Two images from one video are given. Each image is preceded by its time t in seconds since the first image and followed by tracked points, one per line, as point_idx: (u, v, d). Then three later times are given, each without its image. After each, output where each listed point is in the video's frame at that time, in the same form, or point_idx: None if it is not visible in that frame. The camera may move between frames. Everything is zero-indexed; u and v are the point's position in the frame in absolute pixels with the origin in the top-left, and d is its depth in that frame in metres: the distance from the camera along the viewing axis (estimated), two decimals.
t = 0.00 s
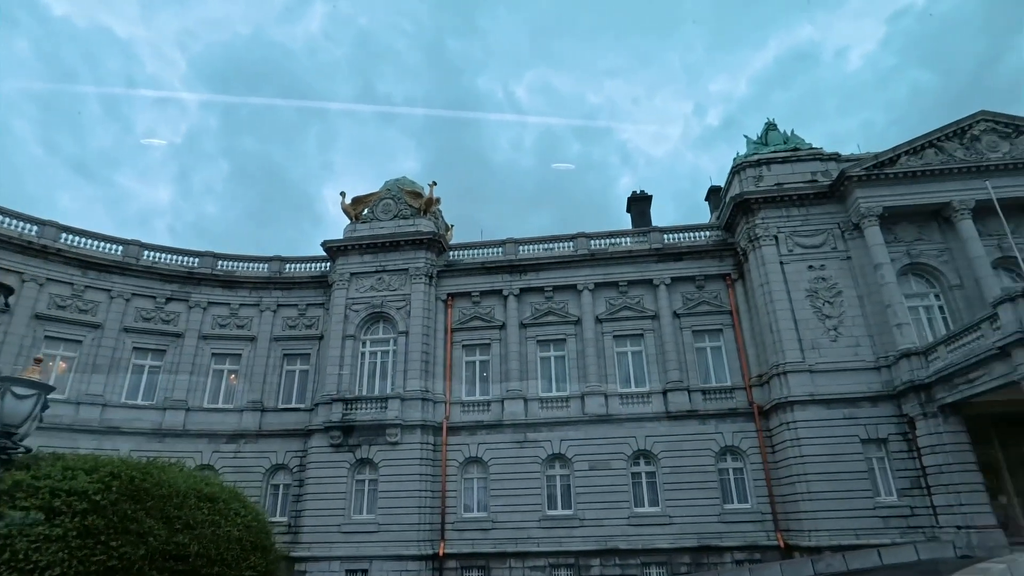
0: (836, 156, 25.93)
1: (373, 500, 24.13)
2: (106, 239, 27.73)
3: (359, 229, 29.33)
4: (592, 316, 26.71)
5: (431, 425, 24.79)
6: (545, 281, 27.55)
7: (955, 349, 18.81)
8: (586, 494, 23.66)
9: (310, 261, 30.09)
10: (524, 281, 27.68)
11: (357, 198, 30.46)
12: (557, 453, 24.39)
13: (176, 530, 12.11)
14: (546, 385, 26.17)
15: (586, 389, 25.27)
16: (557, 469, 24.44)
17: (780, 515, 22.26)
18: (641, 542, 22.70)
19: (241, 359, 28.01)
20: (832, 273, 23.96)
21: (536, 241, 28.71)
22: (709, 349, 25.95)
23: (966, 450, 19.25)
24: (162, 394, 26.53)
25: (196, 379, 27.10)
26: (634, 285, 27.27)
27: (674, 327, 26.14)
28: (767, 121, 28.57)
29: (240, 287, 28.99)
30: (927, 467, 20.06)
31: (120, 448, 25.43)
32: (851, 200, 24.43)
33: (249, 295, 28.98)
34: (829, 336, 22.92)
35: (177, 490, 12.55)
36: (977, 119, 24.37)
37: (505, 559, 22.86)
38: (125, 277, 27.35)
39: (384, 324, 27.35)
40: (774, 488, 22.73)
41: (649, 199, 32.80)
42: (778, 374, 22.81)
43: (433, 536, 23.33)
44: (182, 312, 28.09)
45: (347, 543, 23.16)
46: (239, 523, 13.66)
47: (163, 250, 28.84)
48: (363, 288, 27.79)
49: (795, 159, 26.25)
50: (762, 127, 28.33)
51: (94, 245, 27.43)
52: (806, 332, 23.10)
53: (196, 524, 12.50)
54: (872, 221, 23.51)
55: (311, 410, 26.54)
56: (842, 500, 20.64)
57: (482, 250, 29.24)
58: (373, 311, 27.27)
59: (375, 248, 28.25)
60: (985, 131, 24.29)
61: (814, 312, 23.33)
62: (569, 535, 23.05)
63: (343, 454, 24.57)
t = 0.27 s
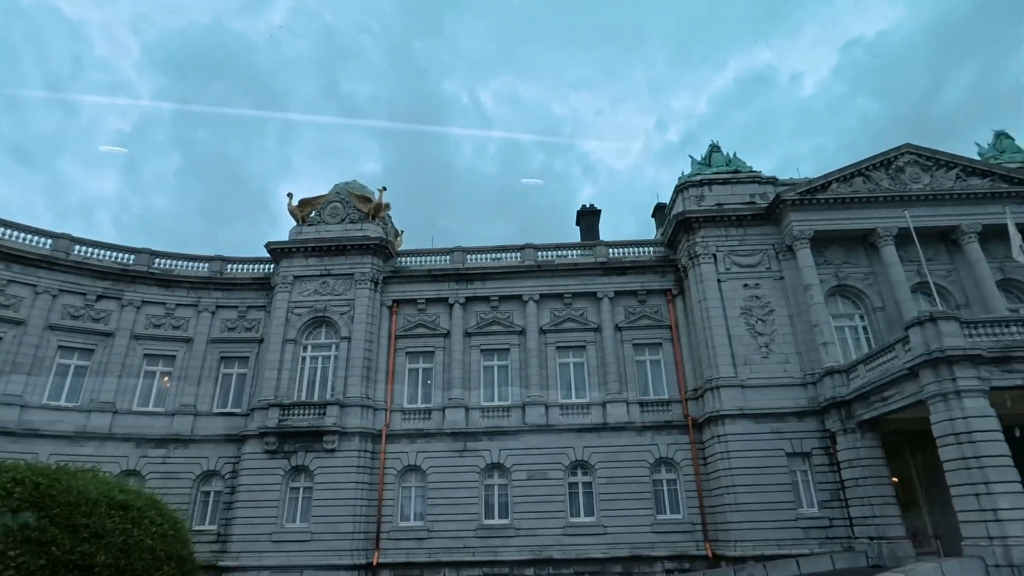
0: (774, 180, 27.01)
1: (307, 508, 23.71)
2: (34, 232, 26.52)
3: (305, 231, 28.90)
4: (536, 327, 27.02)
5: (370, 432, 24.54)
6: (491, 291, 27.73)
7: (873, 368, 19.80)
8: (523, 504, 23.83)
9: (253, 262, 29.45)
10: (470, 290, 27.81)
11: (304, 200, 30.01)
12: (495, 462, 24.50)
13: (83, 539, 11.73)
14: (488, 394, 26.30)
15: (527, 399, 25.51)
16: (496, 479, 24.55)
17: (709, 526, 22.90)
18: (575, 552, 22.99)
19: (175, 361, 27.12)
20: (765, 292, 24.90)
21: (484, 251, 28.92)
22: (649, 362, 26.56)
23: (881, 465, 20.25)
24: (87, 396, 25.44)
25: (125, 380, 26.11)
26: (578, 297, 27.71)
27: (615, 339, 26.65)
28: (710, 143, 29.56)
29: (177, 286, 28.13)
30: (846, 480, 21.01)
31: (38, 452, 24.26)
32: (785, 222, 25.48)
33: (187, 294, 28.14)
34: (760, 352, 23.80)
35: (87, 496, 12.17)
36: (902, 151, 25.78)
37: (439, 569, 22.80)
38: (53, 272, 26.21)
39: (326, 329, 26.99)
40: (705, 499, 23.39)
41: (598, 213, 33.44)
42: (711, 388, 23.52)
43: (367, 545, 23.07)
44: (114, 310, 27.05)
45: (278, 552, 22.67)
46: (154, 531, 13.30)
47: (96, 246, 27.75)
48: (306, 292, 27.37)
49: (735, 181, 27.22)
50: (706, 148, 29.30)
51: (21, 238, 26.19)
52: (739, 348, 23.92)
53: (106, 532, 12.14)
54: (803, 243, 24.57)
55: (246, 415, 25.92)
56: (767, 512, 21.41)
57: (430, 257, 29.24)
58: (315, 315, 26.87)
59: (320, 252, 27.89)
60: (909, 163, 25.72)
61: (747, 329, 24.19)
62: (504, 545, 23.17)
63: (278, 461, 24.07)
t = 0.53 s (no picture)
0: (729, 196, 27.70)
1: (254, 515, 23.25)
2: None
3: (262, 233, 28.46)
4: (494, 334, 27.11)
5: (322, 438, 24.21)
6: (450, 297, 27.74)
7: (816, 381, 20.42)
8: (475, 512, 23.79)
9: (208, 263, 28.85)
10: (429, 296, 27.78)
11: (263, 201, 29.54)
12: (448, 469, 24.42)
13: None
14: (444, 402, 26.25)
15: (483, 406, 25.54)
16: (449, 486, 24.47)
17: (658, 534, 23.21)
18: (526, 560, 23.04)
19: (122, 362, 26.32)
20: (718, 305, 25.46)
21: (445, 257, 28.94)
22: (605, 372, 26.86)
23: (822, 476, 20.84)
24: (26, 397, 24.49)
25: (68, 382, 25.24)
26: (537, 306, 27.90)
27: (572, 349, 26.88)
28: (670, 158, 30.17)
29: (127, 286, 27.35)
30: (789, 490, 21.56)
31: None
32: (739, 238, 26.12)
33: (136, 294, 27.39)
34: (711, 364, 24.30)
35: (0, 504, 12.07)
36: (851, 173, 26.71)
37: None
38: None
39: (281, 332, 26.58)
40: (655, 508, 23.72)
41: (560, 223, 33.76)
42: (663, 398, 23.91)
43: (315, 553, 22.72)
44: (58, 309, 26.15)
45: (222, 560, 22.17)
46: (85, 539, 13.03)
47: (42, 242, 26.82)
48: (262, 294, 26.92)
49: (692, 196, 27.81)
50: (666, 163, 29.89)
51: None
52: (691, 360, 24.38)
53: (26, 539, 12.00)
54: (755, 258, 25.23)
55: (195, 419, 25.31)
56: (714, 521, 21.81)
57: (390, 262, 29.13)
58: (270, 319, 26.45)
59: (277, 254, 27.49)
60: (858, 184, 26.65)
61: (700, 341, 24.68)
62: (455, 553, 23.10)
63: (225, 466, 23.56)
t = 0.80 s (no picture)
0: (690, 204, 28.15)
1: (203, 516, 22.76)
2: None
3: (220, 228, 27.90)
4: (455, 336, 27.07)
5: (277, 438, 23.84)
6: (412, 298, 27.62)
7: (766, 387, 20.89)
8: (430, 513, 23.70)
9: (163, 257, 28.16)
10: (390, 296, 27.60)
11: (222, 195, 28.96)
12: (405, 470, 24.28)
13: None
14: (402, 402, 26.10)
15: (441, 408, 25.46)
16: (405, 488, 24.32)
17: (612, 536, 23.43)
18: (480, 562, 23.04)
19: (69, 357, 25.52)
20: (677, 310, 25.84)
21: (408, 257, 28.80)
22: (564, 374, 27.02)
23: (771, 479, 21.31)
24: None
25: (10, 377, 24.37)
26: (499, 308, 27.95)
27: (532, 351, 26.97)
28: (634, 164, 30.52)
29: (76, 278, 26.53)
30: (739, 493, 21.98)
31: None
32: (698, 245, 26.56)
33: (87, 287, 26.59)
34: (668, 368, 24.65)
35: None
36: (807, 184, 27.39)
37: None
38: None
39: (237, 329, 26.10)
40: (610, 510, 23.94)
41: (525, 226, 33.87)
42: (620, 402, 24.16)
43: (266, 554, 22.35)
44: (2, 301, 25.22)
45: (168, 562, 21.66)
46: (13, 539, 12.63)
47: None
48: (218, 290, 26.39)
49: (654, 203, 28.19)
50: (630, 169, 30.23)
51: None
52: (649, 364, 24.69)
53: None
54: (713, 265, 25.67)
55: (144, 417, 24.68)
56: (666, 523, 22.11)
57: (352, 261, 28.86)
58: (226, 315, 25.94)
59: (235, 249, 26.99)
60: (814, 195, 27.34)
61: (658, 346, 25.01)
62: (409, 554, 22.96)
63: (174, 466, 23.03)
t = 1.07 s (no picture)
0: (650, 209, 28.49)
1: (146, 515, 22.17)
2: None
3: (174, 219, 27.21)
4: (413, 335, 26.91)
5: (226, 436, 23.34)
6: (370, 295, 27.38)
7: (716, 391, 21.27)
8: (382, 513, 23.51)
9: (112, 248, 27.33)
10: (348, 293, 27.31)
11: (177, 186, 28.24)
12: (357, 470, 24.03)
13: None
14: (357, 401, 25.84)
15: (397, 407, 25.28)
16: (357, 487, 24.08)
17: (563, 537, 23.56)
18: (431, 563, 22.94)
19: (9, 350, 24.58)
20: (634, 314, 26.13)
21: (367, 254, 28.54)
22: (522, 375, 27.09)
23: (718, 481, 21.69)
24: None
25: None
26: (459, 307, 27.88)
27: (490, 351, 26.96)
28: (597, 168, 30.76)
29: (19, 268, 25.57)
30: (688, 495, 22.33)
31: None
32: (656, 249, 26.90)
33: (30, 277, 25.64)
34: (623, 371, 24.91)
35: None
36: (764, 193, 27.98)
37: None
38: None
39: (188, 324, 25.49)
40: (562, 511, 24.08)
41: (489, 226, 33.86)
42: (575, 403, 24.33)
43: (211, 555, 21.88)
44: None
45: (107, 562, 21.05)
46: None
47: None
48: (169, 283, 25.74)
49: (615, 207, 28.46)
50: (593, 172, 30.46)
51: None
52: (604, 366, 24.91)
53: None
54: (670, 270, 26.03)
55: (87, 413, 23.92)
56: (616, 524, 22.34)
57: (310, 257, 28.47)
58: (177, 310, 25.31)
59: (188, 242, 26.35)
60: (769, 204, 27.94)
61: (614, 349, 25.26)
62: (359, 555, 22.74)
63: (117, 463, 22.38)
